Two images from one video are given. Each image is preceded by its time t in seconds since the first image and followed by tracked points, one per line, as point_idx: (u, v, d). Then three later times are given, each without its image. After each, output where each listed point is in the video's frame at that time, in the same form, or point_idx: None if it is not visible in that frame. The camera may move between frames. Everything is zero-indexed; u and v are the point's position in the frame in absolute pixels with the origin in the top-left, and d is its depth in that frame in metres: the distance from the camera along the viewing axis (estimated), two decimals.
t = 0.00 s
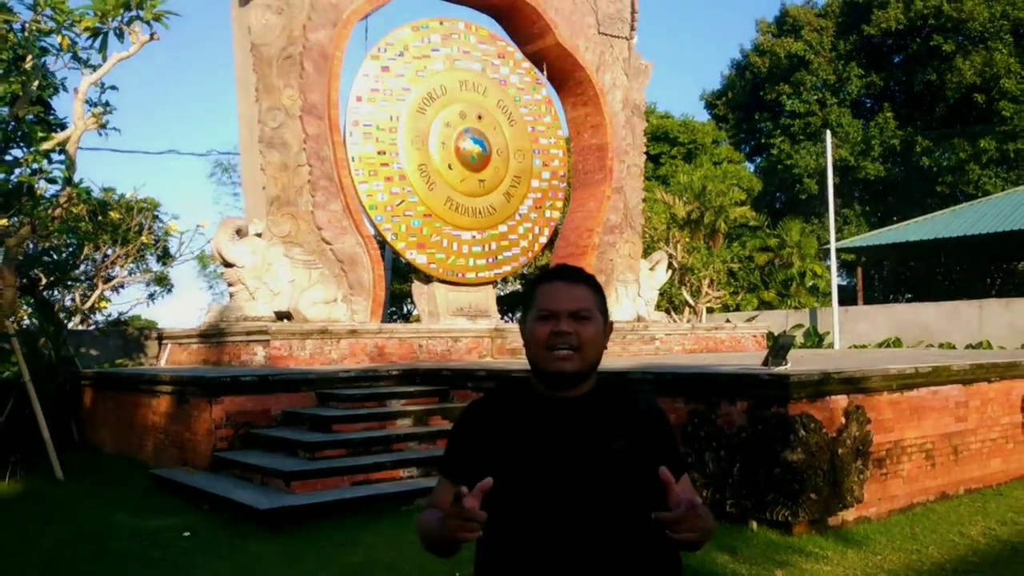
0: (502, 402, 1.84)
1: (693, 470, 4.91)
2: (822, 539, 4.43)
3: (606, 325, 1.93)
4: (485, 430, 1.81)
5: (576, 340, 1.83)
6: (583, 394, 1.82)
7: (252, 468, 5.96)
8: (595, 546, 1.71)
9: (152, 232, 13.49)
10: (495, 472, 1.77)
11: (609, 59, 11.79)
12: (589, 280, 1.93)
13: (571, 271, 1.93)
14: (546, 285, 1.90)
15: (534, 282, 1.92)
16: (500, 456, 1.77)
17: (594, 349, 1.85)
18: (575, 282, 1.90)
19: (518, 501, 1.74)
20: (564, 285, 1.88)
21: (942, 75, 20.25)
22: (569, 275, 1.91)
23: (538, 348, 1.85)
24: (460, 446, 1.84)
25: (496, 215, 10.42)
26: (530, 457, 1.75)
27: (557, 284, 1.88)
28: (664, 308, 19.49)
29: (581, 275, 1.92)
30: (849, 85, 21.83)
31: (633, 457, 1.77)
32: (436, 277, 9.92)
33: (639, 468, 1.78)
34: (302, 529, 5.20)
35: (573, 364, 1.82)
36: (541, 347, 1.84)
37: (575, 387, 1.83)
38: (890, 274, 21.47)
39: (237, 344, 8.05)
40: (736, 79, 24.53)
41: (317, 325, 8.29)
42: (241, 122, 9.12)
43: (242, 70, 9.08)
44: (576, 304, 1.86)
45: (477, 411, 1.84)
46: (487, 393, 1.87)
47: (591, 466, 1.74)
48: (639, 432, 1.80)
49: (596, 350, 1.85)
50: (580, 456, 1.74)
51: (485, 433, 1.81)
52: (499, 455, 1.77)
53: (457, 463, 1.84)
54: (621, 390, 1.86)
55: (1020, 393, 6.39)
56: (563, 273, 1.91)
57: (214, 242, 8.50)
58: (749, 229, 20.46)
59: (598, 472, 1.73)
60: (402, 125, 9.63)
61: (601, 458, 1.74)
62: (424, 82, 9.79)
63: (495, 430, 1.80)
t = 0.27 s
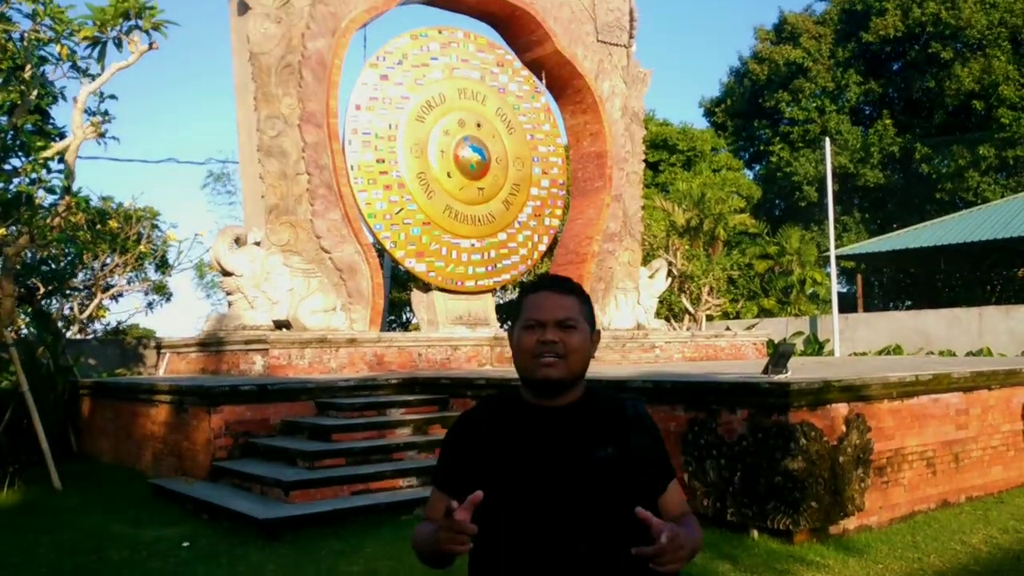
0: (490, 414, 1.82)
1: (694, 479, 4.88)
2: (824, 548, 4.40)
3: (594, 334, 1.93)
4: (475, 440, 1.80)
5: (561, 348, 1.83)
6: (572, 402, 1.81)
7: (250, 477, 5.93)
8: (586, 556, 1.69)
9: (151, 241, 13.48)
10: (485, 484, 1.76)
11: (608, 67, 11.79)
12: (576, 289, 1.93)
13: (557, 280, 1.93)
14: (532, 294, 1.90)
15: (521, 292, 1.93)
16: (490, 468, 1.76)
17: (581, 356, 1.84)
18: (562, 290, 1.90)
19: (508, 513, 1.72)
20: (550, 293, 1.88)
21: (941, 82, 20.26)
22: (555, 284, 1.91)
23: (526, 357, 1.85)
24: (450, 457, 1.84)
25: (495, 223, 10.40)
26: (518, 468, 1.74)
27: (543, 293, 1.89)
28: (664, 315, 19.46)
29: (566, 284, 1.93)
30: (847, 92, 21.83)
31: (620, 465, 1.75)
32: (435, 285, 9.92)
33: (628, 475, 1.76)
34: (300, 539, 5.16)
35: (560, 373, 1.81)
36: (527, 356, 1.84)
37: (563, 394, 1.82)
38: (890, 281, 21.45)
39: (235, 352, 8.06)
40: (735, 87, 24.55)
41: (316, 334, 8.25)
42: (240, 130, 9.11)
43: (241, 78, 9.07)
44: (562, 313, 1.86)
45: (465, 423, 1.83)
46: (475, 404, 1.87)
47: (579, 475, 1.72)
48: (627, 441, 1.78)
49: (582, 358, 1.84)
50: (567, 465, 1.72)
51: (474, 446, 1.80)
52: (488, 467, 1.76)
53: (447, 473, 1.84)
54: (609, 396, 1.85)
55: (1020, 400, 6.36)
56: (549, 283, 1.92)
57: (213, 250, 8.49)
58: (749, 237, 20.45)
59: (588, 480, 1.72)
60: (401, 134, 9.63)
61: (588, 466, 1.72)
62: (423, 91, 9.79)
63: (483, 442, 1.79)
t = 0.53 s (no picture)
0: (456, 432, 1.90)
1: (696, 492, 4.83)
2: (827, 562, 4.35)
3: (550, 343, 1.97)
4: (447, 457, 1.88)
5: (516, 364, 1.87)
6: (537, 415, 1.86)
7: (247, 492, 5.87)
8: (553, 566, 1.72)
9: (149, 253, 13.44)
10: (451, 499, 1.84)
11: (607, 78, 11.77)
12: (527, 301, 1.96)
13: (510, 294, 1.96)
14: (486, 312, 1.93)
15: (474, 310, 1.96)
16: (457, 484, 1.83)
17: (537, 370, 1.88)
18: (514, 305, 1.93)
19: (474, 527, 1.79)
20: (501, 309, 1.91)
21: (940, 93, 20.26)
22: (506, 298, 1.94)
23: (483, 375, 1.89)
24: (425, 475, 1.91)
25: (494, 235, 10.36)
26: (482, 483, 1.80)
27: (495, 310, 1.92)
28: (664, 327, 19.38)
29: (520, 297, 1.96)
30: (846, 103, 21.74)
31: (584, 476, 1.77)
32: (435, 297, 9.88)
33: (596, 487, 1.78)
34: (298, 555, 5.10)
35: (517, 389, 1.85)
36: (485, 374, 1.88)
37: (526, 410, 1.87)
38: (891, 291, 21.40)
39: (234, 366, 8.03)
40: (734, 97, 24.54)
41: (314, 346, 8.20)
42: (238, 143, 9.07)
43: (240, 91, 9.05)
44: (514, 329, 1.89)
45: (433, 441, 1.91)
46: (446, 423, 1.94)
47: (543, 488, 1.76)
48: (593, 452, 1.80)
49: (539, 371, 1.88)
50: (530, 479, 1.77)
51: (442, 462, 1.88)
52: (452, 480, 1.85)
53: (422, 489, 1.90)
54: (577, 410, 1.88)
55: None
56: (501, 299, 1.95)
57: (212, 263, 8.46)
58: (749, 248, 20.39)
59: (553, 492, 1.75)
60: (400, 146, 9.61)
61: (549, 478, 1.76)
62: (421, 103, 9.77)
63: (451, 457, 1.87)
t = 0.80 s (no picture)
0: (428, 443, 1.94)
1: (698, 499, 4.80)
2: (830, 569, 4.32)
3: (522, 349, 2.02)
4: (419, 467, 1.92)
5: (490, 369, 1.91)
6: (507, 423, 1.88)
7: (247, 500, 5.84)
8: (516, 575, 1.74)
9: (149, 261, 13.44)
10: (420, 511, 1.88)
11: (607, 85, 11.77)
12: (499, 308, 2.01)
13: (481, 300, 2.01)
14: (457, 318, 1.98)
15: (446, 318, 2.00)
16: (429, 495, 1.87)
17: (510, 375, 1.93)
18: (484, 312, 1.98)
19: (439, 535, 1.83)
20: (472, 315, 1.96)
21: (940, 99, 20.28)
22: (477, 304, 1.99)
23: (454, 382, 1.93)
24: (394, 484, 1.96)
25: (495, 242, 10.36)
26: (454, 494, 1.83)
27: (466, 316, 1.97)
28: (666, 334, 19.35)
29: (492, 304, 2.00)
30: (847, 109, 21.97)
31: (551, 485, 1.78)
32: (435, 304, 9.87)
33: (564, 495, 1.79)
34: (298, 563, 5.07)
35: (490, 394, 1.89)
36: (457, 381, 1.92)
37: (496, 419, 1.89)
38: (892, 298, 21.36)
39: (234, 373, 8.01)
40: (734, 104, 24.56)
41: (315, 354, 8.18)
42: (239, 150, 9.06)
43: (240, 98, 9.04)
44: (486, 334, 1.94)
45: (405, 452, 1.96)
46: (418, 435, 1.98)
47: (512, 498, 1.78)
48: (561, 460, 1.81)
49: (512, 377, 1.93)
50: (499, 489, 1.79)
51: (414, 473, 1.93)
52: (422, 490, 1.89)
53: (391, 497, 1.96)
54: (547, 418, 1.89)
55: None
56: (472, 306, 1.99)
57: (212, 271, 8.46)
58: (750, 254, 20.37)
59: (520, 502, 1.77)
60: (401, 153, 9.62)
61: (516, 488, 1.78)
62: (422, 109, 9.78)
63: (422, 468, 1.92)
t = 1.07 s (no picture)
0: (411, 455, 1.95)
1: (701, 507, 4.77)
2: None
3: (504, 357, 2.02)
4: (403, 478, 1.93)
5: (472, 381, 1.91)
6: (489, 432, 1.90)
7: (249, 507, 5.82)
8: None
9: (150, 267, 13.44)
10: (402, 523, 1.89)
11: (610, 91, 11.76)
12: (480, 317, 2.00)
13: (460, 310, 2.00)
14: (437, 328, 1.97)
15: (425, 327, 2.00)
16: (414, 506, 1.88)
17: (492, 387, 1.93)
18: (465, 322, 1.97)
19: (422, 546, 1.84)
20: (452, 326, 1.95)
21: (943, 105, 20.30)
22: (457, 314, 1.99)
23: (435, 394, 1.93)
24: (377, 498, 1.96)
25: (497, 248, 10.34)
26: (438, 504, 1.84)
27: (447, 326, 1.96)
28: (668, 340, 19.32)
29: (473, 313, 2.00)
30: (849, 115, 21.78)
31: (533, 492, 1.78)
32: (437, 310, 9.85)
33: (547, 502, 1.78)
34: (301, 570, 5.04)
35: (472, 406, 1.89)
36: (438, 393, 1.92)
37: (478, 430, 1.90)
38: (895, 303, 21.33)
39: (236, 380, 7.99)
40: (736, 109, 24.52)
41: (317, 360, 8.16)
42: (241, 156, 9.06)
43: (243, 104, 9.04)
44: (468, 345, 1.93)
45: (389, 464, 1.96)
46: (402, 446, 1.99)
47: (495, 507, 1.78)
48: (543, 467, 1.81)
49: (494, 388, 1.93)
50: (483, 499, 1.80)
51: (397, 485, 1.93)
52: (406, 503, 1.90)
53: (375, 511, 1.96)
54: (529, 426, 1.89)
55: None
56: (453, 315, 1.99)
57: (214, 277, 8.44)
58: (753, 260, 20.34)
59: (501, 511, 1.77)
60: (403, 159, 9.61)
61: (499, 497, 1.79)
62: (424, 115, 9.77)
63: (407, 479, 1.92)
